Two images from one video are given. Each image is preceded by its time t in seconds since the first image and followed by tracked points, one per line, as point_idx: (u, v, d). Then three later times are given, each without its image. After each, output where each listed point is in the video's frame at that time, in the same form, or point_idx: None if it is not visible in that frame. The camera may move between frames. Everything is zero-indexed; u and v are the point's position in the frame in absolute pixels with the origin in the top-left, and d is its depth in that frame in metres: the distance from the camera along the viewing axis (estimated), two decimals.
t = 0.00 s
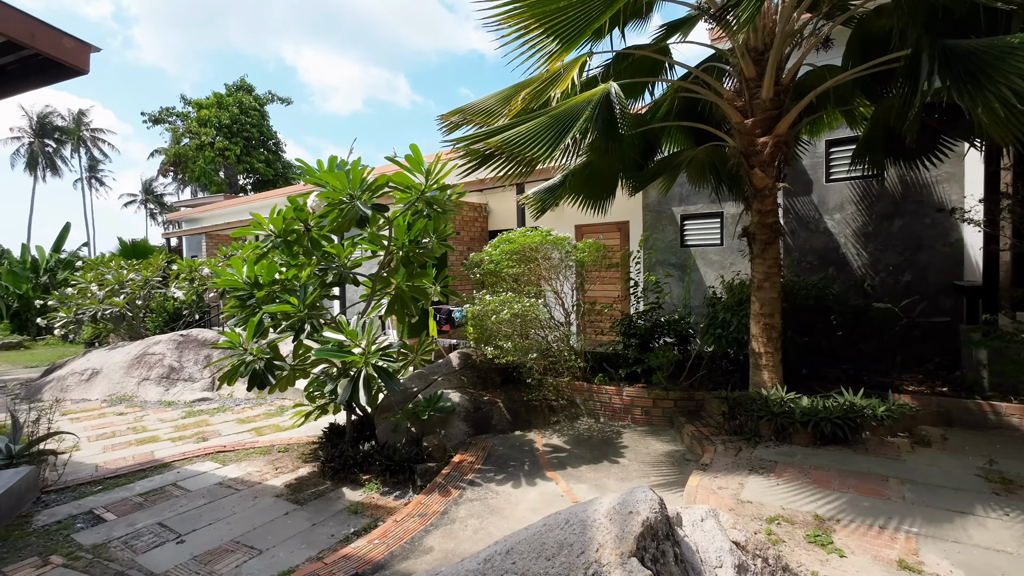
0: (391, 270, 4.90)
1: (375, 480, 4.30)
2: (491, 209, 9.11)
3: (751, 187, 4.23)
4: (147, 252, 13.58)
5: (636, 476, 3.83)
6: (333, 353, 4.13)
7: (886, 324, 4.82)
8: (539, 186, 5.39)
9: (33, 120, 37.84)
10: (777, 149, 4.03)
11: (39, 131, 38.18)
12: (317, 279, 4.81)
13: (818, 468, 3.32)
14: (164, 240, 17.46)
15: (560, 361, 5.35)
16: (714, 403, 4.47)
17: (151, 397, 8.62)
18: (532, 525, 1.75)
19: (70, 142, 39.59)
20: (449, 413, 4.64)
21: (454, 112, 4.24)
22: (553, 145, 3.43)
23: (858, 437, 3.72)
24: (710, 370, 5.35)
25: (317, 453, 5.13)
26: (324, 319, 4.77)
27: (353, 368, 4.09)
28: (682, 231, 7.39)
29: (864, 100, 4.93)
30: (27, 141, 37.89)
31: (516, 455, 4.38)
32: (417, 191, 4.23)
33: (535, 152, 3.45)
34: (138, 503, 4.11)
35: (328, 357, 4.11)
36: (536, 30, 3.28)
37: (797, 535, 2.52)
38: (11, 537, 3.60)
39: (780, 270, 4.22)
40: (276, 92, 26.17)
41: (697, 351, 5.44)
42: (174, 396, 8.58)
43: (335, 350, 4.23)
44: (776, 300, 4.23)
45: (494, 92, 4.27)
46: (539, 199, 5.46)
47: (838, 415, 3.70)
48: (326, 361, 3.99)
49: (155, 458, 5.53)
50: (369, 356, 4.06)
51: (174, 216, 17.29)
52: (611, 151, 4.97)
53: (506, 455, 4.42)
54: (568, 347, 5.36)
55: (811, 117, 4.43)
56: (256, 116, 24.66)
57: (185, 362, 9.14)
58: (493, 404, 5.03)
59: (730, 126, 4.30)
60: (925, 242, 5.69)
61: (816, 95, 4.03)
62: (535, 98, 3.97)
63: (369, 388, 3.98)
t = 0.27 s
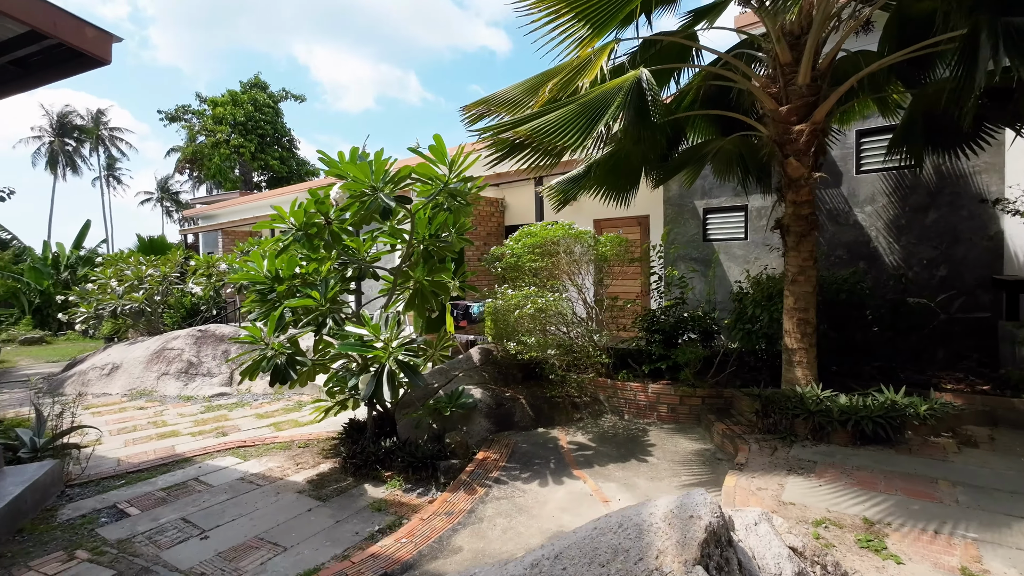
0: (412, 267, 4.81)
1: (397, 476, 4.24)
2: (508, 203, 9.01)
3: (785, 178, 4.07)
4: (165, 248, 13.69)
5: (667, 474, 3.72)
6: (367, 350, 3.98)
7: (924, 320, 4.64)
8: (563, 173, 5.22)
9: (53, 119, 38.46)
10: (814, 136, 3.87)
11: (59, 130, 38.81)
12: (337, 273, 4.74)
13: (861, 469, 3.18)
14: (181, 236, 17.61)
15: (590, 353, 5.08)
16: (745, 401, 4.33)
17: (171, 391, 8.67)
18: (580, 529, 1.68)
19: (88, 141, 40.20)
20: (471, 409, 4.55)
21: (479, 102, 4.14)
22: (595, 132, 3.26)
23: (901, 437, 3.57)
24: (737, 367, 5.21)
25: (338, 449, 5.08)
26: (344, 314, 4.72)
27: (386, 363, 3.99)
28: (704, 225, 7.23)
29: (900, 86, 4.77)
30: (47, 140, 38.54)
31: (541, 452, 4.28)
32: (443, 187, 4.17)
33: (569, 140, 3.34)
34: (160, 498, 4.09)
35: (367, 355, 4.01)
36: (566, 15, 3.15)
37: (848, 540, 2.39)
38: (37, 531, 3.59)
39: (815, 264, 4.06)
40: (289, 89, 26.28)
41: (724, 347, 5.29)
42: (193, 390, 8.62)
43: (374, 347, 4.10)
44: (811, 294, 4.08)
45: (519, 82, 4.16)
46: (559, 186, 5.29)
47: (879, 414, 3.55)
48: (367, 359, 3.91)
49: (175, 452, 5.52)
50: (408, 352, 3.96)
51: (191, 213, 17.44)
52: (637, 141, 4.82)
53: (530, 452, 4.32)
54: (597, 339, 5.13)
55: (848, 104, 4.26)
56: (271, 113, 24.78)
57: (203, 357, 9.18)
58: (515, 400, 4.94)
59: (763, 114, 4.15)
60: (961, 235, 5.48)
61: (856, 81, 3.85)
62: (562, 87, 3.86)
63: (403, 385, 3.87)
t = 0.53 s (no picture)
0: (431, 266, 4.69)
1: (420, 479, 4.15)
2: (524, 201, 8.88)
3: (824, 172, 3.91)
4: (181, 247, 13.76)
5: (701, 480, 3.59)
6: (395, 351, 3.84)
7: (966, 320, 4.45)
8: (587, 167, 5.06)
9: (70, 120, 39.01)
10: (855, 129, 3.71)
11: (76, 130, 39.37)
12: (357, 272, 4.67)
13: (910, 477, 3.03)
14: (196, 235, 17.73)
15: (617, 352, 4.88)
16: (779, 404, 4.18)
17: (188, 389, 8.67)
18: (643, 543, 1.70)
19: (105, 141, 40.72)
20: (494, 411, 4.44)
21: (505, 98, 4.04)
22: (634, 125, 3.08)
23: (948, 443, 3.41)
24: (766, 368, 5.05)
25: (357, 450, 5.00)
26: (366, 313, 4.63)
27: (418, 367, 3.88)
28: (728, 222, 7.05)
29: (938, 76, 4.60)
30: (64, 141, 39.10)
31: (567, 455, 4.17)
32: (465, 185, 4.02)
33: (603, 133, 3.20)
34: (181, 499, 4.04)
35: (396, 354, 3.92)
36: (600, 4, 3.03)
37: (908, 555, 2.25)
38: (59, 532, 3.55)
39: (855, 261, 3.90)
40: (302, 89, 26.38)
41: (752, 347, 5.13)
42: (210, 389, 8.61)
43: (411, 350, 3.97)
44: (850, 294, 3.92)
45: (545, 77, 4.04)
46: (582, 181, 5.13)
47: (926, 419, 3.39)
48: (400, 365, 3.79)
49: (194, 452, 5.48)
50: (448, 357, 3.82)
51: (206, 212, 17.54)
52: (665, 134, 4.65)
53: (556, 455, 4.21)
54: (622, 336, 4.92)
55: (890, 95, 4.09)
56: (284, 112, 24.89)
57: (220, 355, 9.18)
58: (538, 401, 4.82)
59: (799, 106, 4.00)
60: (1001, 232, 5.27)
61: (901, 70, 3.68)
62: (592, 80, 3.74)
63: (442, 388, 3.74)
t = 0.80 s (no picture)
0: (452, 265, 4.58)
1: (442, 484, 4.02)
2: (540, 199, 8.73)
3: (867, 165, 3.72)
4: (194, 247, 13.78)
5: (739, 488, 3.42)
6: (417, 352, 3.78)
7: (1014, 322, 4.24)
8: (613, 162, 4.89)
9: (85, 121, 39.48)
10: (903, 120, 3.51)
11: (91, 132, 39.84)
12: (377, 270, 4.54)
13: (970, 489, 2.84)
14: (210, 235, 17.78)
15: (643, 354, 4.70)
16: (817, 409, 4.00)
17: (202, 389, 8.62)
18: (720, 570, 1.94)
19: (119, 142, 41.18)
20: (517, 414, 4.30)
21: (532, 91, 3.89)
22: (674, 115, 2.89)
23: (1005, 453, 3.21)
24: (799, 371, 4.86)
25: (376, 453, 4.89)
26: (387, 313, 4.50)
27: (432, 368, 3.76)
28: (753, 220, 6.85)
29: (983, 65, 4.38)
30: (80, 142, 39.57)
31: (595, 461, 4.01)
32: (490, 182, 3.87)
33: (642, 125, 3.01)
34: (199, 503, 3.94)
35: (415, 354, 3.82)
36: None
37: None
38: (76, 537, 3.46)
39: (900, 260, 3.70)
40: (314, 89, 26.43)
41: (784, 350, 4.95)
42: (224, 389, 8.56)
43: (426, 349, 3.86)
44: (895, 294, 3.72)
45: (573, 70, 3.89)
46: (608, 177, 4.97)
47: (982, 426, 3.19)
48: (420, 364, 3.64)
49: (210, 454, 5.39)
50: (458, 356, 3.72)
51: (219, 211, 17.58)
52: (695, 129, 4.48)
53: (583, 461, 4.06)
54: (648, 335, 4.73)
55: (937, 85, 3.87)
56: (296, 112, 24.94)
57: (234, 355, 9.13)
58: (563, 404, 4.67)
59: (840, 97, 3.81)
60: None
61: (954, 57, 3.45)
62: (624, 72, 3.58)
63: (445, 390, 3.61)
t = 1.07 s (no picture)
0: (474, 266, 4.39)
1: (465, 494, 3.83)
2: (557, 198, 8.53)
3: (920, 158, 3.48)
4: (207, 247, 13.74)
5: (785, 503, 3.20)
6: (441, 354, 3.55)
7: None
8: (643, 159, 4.67)
9: (100, 123, 39.89)
10: (961, 108, 3.27)
11: (106, 134, 40.27)
12: (395, 270, 4.38)
13: None
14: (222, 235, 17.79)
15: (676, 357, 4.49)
16: (863, 417, 3.76)
17: (215, 390, 8.53)
18: None
19: (133, 144, 41.59)
20: (542, 419, 4.11)
21: (560, 83, 3.70)
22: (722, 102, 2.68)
23: None
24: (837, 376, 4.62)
25: (394, 460, 4.72)
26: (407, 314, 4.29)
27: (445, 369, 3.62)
28: (780, 218, 6.61)
29: None
30: (94, 144, 40.01)
31: (626, 471, 3.81)
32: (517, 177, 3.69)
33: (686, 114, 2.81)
34: (213, 512, 3.79)
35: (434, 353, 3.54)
36: None
37: None
38: (87, 548, 3.32)
39: (957, 259, 3.46)
40: (325, 89, 26.46)
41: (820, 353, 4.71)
42: (237, 390, 8.45)
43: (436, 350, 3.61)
44: (950, 295, 3.48)
45: (603, 59, 3.69)
46: (637, 175, 4.75)
47: None
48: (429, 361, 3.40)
49: (224, 459, 5.26)
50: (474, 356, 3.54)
51: (231, 212, 17.57)
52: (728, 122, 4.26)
53: (613, 471, 3.86)
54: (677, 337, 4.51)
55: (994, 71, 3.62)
56: (308, 113, 24.96)
57: (247, 356, 9.02)
58: (589, 410, 4.48)
59: (889, 85, 3.58)
60: None
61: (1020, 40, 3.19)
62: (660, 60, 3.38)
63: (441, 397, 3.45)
